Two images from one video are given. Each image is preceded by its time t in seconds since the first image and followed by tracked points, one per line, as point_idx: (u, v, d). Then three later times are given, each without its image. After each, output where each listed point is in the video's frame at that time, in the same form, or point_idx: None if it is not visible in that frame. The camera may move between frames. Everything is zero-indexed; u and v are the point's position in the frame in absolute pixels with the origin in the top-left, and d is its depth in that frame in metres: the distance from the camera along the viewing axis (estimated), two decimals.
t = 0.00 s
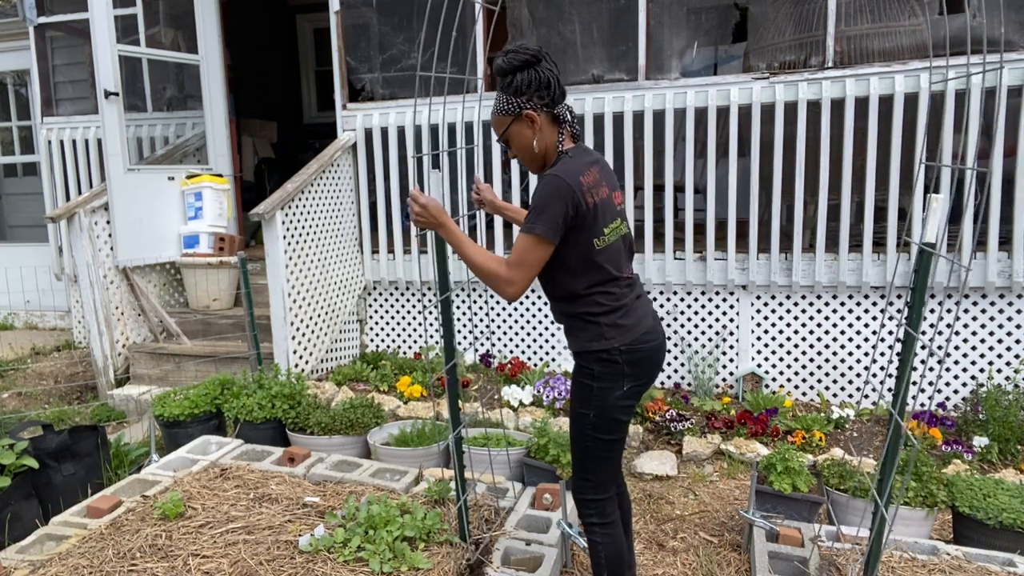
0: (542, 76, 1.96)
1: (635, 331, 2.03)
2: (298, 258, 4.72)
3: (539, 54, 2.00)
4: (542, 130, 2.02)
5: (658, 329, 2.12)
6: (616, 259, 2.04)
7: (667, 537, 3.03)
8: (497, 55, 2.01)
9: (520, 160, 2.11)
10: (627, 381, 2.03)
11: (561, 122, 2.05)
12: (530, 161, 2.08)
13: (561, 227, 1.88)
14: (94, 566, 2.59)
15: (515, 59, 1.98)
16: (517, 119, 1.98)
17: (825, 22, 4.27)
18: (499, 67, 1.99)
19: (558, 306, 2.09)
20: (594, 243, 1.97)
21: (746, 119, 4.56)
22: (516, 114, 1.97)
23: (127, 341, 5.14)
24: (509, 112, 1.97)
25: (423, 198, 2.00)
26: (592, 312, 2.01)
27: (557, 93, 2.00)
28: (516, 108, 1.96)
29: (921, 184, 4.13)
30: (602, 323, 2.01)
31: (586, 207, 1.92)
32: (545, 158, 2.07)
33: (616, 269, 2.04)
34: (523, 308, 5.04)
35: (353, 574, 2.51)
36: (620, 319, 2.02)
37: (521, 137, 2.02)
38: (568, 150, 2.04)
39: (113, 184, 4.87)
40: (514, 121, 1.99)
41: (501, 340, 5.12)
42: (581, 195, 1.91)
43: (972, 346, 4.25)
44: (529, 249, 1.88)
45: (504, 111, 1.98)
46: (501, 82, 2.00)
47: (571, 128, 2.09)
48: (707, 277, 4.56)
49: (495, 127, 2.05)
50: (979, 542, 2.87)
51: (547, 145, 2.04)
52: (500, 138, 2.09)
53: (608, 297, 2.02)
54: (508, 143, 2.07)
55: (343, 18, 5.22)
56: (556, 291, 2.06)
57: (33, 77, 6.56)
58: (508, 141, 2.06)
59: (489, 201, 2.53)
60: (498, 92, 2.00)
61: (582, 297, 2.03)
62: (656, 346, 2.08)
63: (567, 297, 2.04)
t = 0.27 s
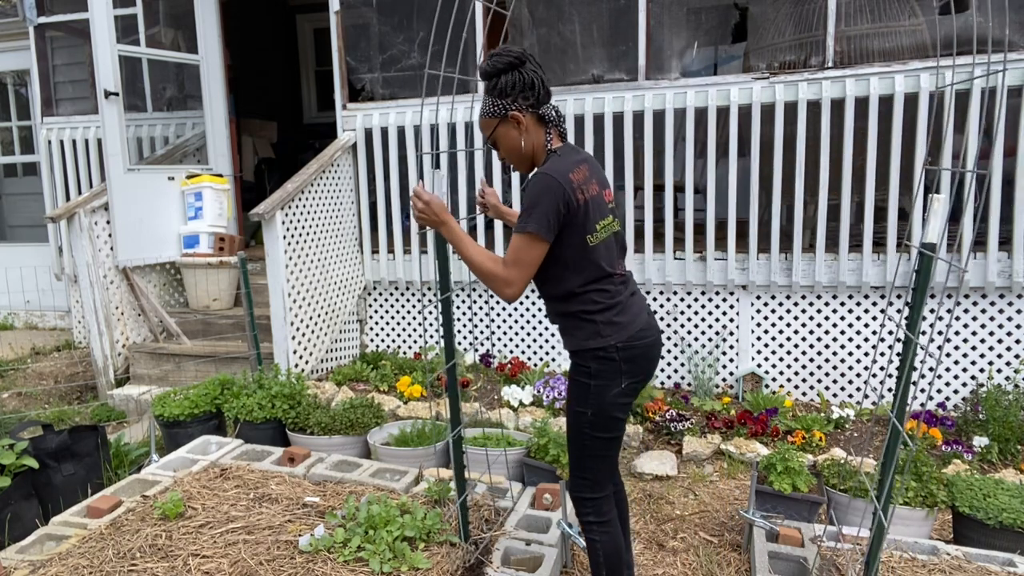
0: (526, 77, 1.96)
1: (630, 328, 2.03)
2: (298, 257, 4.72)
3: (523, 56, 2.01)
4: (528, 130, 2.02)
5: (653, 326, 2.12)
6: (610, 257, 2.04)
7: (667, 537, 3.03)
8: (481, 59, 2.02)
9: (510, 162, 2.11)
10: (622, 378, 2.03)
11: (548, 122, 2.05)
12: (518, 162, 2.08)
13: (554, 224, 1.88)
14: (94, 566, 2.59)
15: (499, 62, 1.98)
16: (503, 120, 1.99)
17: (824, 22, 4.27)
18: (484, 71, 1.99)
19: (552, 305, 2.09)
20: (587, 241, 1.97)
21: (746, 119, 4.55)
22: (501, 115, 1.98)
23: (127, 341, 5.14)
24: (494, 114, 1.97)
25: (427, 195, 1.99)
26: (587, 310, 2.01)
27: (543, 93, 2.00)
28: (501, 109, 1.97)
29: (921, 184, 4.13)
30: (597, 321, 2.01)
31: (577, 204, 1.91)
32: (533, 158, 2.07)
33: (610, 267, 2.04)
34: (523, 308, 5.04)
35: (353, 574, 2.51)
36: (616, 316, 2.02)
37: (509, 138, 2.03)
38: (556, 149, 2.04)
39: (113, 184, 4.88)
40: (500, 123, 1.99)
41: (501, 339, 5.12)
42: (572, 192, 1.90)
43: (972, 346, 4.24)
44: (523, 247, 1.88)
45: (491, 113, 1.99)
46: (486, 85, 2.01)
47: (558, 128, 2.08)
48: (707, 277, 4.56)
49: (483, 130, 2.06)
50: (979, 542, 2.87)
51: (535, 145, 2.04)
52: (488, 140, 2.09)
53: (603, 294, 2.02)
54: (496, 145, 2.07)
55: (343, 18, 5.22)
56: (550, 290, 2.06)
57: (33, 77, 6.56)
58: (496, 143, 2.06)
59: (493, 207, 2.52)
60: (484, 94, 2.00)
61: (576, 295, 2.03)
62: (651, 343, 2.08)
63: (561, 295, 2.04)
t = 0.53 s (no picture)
0: (526, 75, 1.97)
1: (627, 329, 2.03)
2: (297, 257, 4.72)
3: (523, 55, 2.01)
4: (530, 128, 2.01)
5: (650, 327, 2.12)
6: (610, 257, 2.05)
7: (667, 537, 3.03)
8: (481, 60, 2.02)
9: (513, 162, 2.11)
10: (619, 379, 2.03)
11: (550, 119, 2.05)
12: (521, 161, 2.08)
13: (556, 221, 1.88)
14: (94, 566, 2.59)
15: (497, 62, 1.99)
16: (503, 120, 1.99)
17: (824, 22, 4.27)
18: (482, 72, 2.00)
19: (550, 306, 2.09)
20: (588, 240, 1.97)
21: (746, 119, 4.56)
22: (502, 115, 1.98)
23: (127, 341, 5.14)
24: (495, 114, 1.97)
25: (423, 200, 2.00)
26: (583, 311, 2.01)
27: (544, 91, 2.00)
28: (502, 109, 1.97)
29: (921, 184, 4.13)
30: (593, 322, 2.01)
31: (580, 201, 1.92)
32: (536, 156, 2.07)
33: (608, 267, 2.04)
34: (523, 308, 5.04)
35: (353, 574, 2.51)
36: (613, 317, 2.02)
37: (510, 137, 2.03)
38: (560, 147, 2.04)
39: (113, 184, 4.87)
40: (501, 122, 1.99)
41: (501, 339, 5.12)
42: (575, 189, 1.91)
43: (972, 346, 4.25)
44: (526, 244, 1.88)
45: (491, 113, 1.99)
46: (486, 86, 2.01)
47: (559, 125, 2.08)
48: (707, 276, 4.56)
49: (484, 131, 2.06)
50: (979, 542, 2.87)
51: (537, 143, 2.04)
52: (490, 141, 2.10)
53: (599, 295, 2.02)
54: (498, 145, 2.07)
55: (343, 18, 5.23)
56: (547, 290, 2.06)
57: (33, 77, 6.56)
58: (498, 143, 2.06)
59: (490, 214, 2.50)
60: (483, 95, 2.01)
61: (573, 295, 2.02)
62: (648, 344, 2.09)
63: (559, 295, 2.04)
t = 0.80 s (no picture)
0: (536, 79, 1.96)
1: (632, 335, 2.03)
2: (297, 257, 4.72)
3: (535, 58, 2.01)
4: (538, 132, 2.02)
5: (656, 333, 2.12)
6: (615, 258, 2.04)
7: (667, 537, 3.03)
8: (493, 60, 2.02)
9: (519, 164, 2.11)
10: (622, 384, 2.03)
11: (558, 124, 2.04)
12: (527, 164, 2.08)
13: (562, 222, 1.88)
14: (94, 566, 2.59)
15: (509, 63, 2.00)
16: (511, 122, 1.99)
17: (825, 22, 4.27)
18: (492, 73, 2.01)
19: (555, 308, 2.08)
20: (594, 242, 1.97)
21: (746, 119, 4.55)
22: (510, 117, 1.98)
23: (127, 341, 5.14)
24: (504, 116, 1.98)
25: (427, 200, 1.99)
26: (589, 314, 2.01)
27: (553, 96, 2.00)
28: (510, 111, 1.97)
29: (921, 183, 4.13)
30: (599, 326, 2.00)
31: (585, 203, 1.92)
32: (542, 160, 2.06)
33: (614, 270, 2.04)
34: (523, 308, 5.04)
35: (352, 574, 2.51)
36: (618, 321, 2.02)
37: (517, 139, 2.02)
38: (567, 150, 2.04)
39: (113, 184, 4.87)
40: (507, 124, 1.99)
41: (501, 340, 5.12)
42: (580, 190, 1.91)
43: (972, 346, 4.25)
44: (531, 243, 1.88)
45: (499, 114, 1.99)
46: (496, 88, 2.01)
47: (567, 129, 2.08)
48: (707, 276, 4.56)
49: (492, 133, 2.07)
50: (979, 542, 2.87)
51: (545, 147, 2.04)
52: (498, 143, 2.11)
53: (606, 299, 2.02)
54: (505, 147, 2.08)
55: (344, 18, 5.23)
56: (551, 292, 2.06)
57: (32, 77, 6.56)
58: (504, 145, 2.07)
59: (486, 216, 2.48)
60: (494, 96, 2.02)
61: (579, 298, 2.02)
62: (653, 349, 2.08)
63: (564, 299, 2.03)
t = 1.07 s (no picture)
0: (528, 83, 1.96)
1: (641, 335, 2.03)
2: (298, 257, 4.72)
3: (527, 63, 2.01)
4: (536, 136, 2.01)
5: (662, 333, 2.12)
6: (621, 258, 2.04)
7: (667, 537, 3.03)
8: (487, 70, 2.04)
9: (521, 168, 2.11)
10: (631, 385, 2.04)
11: (557, 125, 2.03)
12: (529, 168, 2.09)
13: (565, 222, 1.88)
14: (94, 566, 2.59)
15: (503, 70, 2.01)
16: (507, 128, 2.00)
17: (824, 22, 4.27)
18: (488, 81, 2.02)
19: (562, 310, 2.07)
20: (598, 242, 1.97)
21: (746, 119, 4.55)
22: (507, 124, 1.99)
23: (127, 341, 5.14)
24: (500, 123, 1.99)
25: (427, 201, 2.00)
26: (597, 315, 2.01)
27: (548, 99, 1.99)
28: (507, 118, 1.98)
29: (921, 183, 4.13)
30: (608, 327, 2.00)
31: (588, 204, 1.92)
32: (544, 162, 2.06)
33: (620, 270, 2.04)
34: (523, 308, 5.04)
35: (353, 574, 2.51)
36: (627, 322, 2.02)
37: (517, 145, 2.03)
38: (569, 150, 2.02)
39: (113, 184, 4.88)
40: (504, 131, 2.00)
41: (501, 340, 5.13)
42: (583, 191, 1.91)
43: (972, 346, 4.25)
44: (534, 244, 1.88)
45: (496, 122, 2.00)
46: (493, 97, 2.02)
47: (567, 129, 2.07)
48: (707, 277, 4.56)
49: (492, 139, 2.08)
50: (978, 541, 2.87)
51: (544, 150, 2.04)
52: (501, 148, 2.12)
53: (613, 299, 2.02)
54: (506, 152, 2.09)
55: (344, 18, 5.23)
56: (557, 293, 2.05)
57: (32, 77, 6.56)
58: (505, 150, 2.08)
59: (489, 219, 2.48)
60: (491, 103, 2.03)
61: (586, 298, 2.01)
62: (660, 350, 2.08)
63: (571, 299, 2.03)
